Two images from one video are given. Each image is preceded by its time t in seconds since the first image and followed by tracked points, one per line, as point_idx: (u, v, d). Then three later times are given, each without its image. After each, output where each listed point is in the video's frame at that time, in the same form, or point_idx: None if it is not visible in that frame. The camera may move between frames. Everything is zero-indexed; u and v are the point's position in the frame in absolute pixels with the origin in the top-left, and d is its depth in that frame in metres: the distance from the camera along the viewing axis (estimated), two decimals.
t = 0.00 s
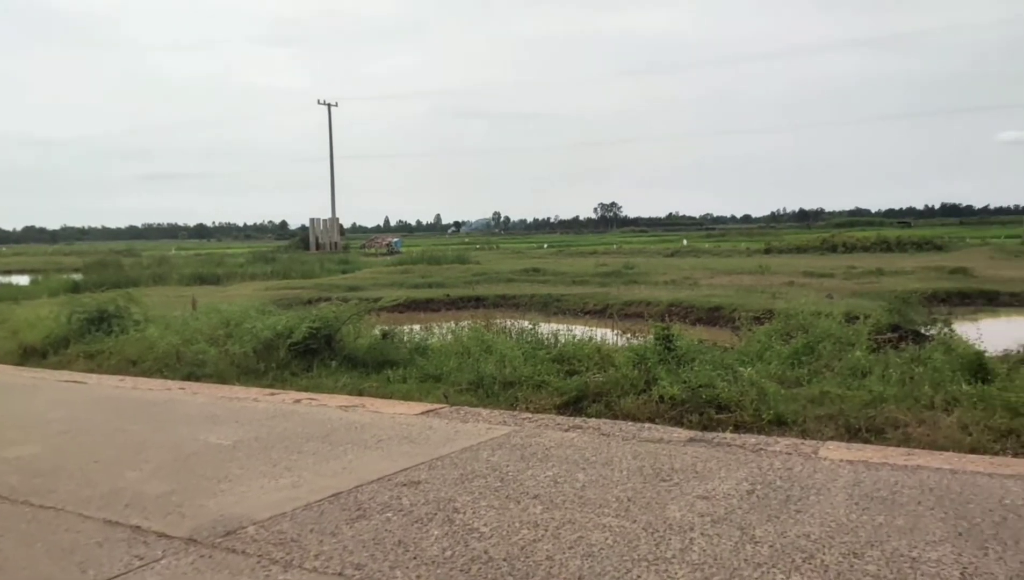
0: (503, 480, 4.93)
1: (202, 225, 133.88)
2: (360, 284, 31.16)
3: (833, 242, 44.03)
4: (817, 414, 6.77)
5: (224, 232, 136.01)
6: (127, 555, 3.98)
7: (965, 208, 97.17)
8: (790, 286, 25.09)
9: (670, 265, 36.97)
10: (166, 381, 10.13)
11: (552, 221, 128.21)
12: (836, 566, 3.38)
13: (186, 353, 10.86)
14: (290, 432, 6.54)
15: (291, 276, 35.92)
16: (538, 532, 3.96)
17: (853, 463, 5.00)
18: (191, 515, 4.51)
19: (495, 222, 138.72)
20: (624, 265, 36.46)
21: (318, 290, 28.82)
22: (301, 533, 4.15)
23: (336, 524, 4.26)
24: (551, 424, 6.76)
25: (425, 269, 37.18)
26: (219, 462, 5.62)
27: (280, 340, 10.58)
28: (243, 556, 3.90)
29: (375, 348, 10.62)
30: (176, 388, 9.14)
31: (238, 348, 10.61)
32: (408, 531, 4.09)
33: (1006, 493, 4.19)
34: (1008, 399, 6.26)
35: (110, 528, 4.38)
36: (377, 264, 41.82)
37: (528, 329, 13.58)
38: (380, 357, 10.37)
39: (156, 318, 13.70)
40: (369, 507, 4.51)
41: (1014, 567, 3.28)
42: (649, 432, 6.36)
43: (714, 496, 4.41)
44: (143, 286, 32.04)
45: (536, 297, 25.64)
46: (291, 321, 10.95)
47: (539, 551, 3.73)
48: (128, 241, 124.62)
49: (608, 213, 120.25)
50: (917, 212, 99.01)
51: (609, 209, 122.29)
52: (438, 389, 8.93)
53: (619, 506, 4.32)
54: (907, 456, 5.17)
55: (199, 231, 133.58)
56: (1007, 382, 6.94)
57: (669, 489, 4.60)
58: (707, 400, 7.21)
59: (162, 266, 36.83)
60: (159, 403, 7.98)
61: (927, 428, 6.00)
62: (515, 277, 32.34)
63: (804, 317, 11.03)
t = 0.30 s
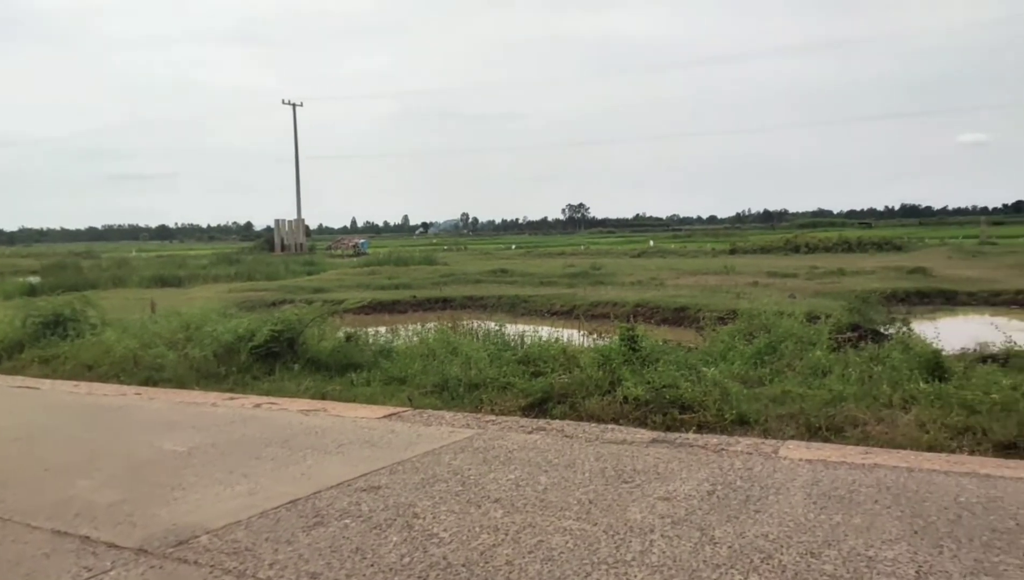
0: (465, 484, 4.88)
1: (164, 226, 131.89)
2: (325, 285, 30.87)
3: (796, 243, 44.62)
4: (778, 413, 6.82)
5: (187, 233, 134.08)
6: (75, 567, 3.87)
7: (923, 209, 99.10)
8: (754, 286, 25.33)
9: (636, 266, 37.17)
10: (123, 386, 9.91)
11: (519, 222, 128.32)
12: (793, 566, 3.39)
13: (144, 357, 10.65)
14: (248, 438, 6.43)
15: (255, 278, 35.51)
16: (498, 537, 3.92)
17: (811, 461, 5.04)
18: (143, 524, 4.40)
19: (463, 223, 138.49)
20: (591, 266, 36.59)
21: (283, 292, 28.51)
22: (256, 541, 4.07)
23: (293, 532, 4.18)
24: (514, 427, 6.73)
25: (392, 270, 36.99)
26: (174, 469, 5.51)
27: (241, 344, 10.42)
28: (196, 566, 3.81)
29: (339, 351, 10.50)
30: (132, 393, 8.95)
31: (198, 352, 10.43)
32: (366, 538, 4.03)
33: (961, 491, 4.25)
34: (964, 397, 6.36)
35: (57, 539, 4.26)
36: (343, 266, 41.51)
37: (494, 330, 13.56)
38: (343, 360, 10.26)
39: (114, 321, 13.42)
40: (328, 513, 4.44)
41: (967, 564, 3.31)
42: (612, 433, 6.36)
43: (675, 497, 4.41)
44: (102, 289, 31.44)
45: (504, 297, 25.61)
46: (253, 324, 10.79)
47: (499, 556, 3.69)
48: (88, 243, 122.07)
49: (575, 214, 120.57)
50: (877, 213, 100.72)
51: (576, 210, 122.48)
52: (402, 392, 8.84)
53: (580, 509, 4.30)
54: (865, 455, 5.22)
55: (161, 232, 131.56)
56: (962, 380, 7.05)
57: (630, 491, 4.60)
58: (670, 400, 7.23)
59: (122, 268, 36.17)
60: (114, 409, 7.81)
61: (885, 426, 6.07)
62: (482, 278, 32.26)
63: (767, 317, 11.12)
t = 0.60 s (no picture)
0: (421, 489, 4.85)
1: (119, 228, 129.29)
2: (285, 288, 30.50)
3: (755, 246, 45.24)
4: (734, 414, 6.88)
5: (143, 235, 131.59)
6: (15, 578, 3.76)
7: (877, 214, 101.24)
8: (713, 289, 25.59)
9: (598, 268, 37.38)
10: (72, 391, 9.67)
11: (481, 224, 128.27)
12: (745, 565, 3.43)
13: (95, 361, 10.41)
14: (200, 444, 6.32)
15: (212, 281, 34.96)
16: (454, 541, 3.90)
17: (764, 462, 5.10)
18: (88, 533, 4.29)
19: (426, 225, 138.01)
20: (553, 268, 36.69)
21: (241, 294, 28.11)
22: (205, 550, 3.99)
23: (244, 540, 4.11)
24: (472, 430, 6.71)
25: (352, 273, 36.69)
26: (123, 477, 5.38)
27: (196, 347, 10.24)
28: (142, 577, 3.73)
29: (297, 354, 10.37)
30: (82, 398, 8.74)
31: (151, 356, 10.22)
32: (318, 545, 3.98)
33: (909, 489, 4.33)
34: (914, 397, 6.49)
35: None
36: (302, 268, 41.08)
37: (455, 332, 13.51)
38: (301, 363, 10.14)
39: (64, 324, 13.09)
40: (280, 520, 4.38)
41: (913, 562, 3.37)
42: (570, 436, 6.37)
43: (630, 498, 4.43)
44: (53, 292, 30.67)
45: (465, 300, 25.56)
46: (208, 328, 10.62)
47: (453, 560, 3.67)
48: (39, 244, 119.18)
49: (537, 217, 120.81)
50: (833, 217, 102.63)
51: (538, 212, 122.72)
52: (360, 396, 8.76)
53: (537, 512, 4.29)
54: (817, 455, 5.29)
55: (116, 234, 128.97)
56: (912, 381, 7.20)
57: (586, 493, 4.60)
58: (629, 402, 7.26)
59: (74, 270, 35.37)
60: (62, 415, 7.62)
61: (837, 427, 6.16)
62: (443, 280, 32.17)
63: (726, 319, 11.25)
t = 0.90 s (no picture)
0: (366, 492, 4.81)
1: (57, 230, 125.50)
2: (230, 291, 29.96)
3: (701, 247, 45.97)
4: (679, 412, 6.98)
5: (82, 237, 127.96)
6: None
7: (819, 217, 103.65)
8: (661, 290, 25.91)
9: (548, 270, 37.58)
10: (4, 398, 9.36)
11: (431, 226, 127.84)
12: (685, 560, 3.48)
13: (28, 367, 10.09)
14: (138, 450, 6.17)
15: (155, 283, 34.17)
16: (398, 543, 3.88)
17: (706, 459, 5.18)
18: (19, 543, 4.16)
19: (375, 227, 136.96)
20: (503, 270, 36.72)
21: (184, 297, 27.52)
22: (142, 558, 3.91)
23: (182, 547, 4.03)
24: (420, 432, 6.68)
25: (299, 275, 36.24)
26: (56, 485, 5.23)
27: (135, 352, 10.00)
28: None
29: (241, 358, 10.21)
30: (13, 405, 8.46)
31: (88, 361, 9.95)
32: (260, 550, 3.92)
33: (844, 483, 4.45)
34: (851, 394, 6.67)
35: None
36: (248, 271, 40.41)
37: (403, 334, 13.43)
38: (245, 367, 9.98)
39: None
40: (220, 526, 4.31)
41: (847, 553, 3.46)
42: (517, 436, 6.39)
43: (575, 497, 4.46)
44: None
45: (415, 302, 25.43)
46: (148, 331, 10.38)
47: (397, 562, 3.65)
48: None
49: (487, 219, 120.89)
50: (777, 219, 104.82)
51: (488, 214, 122.69)
52: (306, 399, 8.66)
53: (482, 512, 4.29)
54: (758, 451, 5.40)
55: (53, 236, 125.21)
56: (850, 378, 7.39)
57: (532, 493, 4.63)
58: (576, 402, 7.31)
59: (9, 274, 34.21)
60: None
61: (777, 424, 6.30)
62: (393, 282, 31.97)
63: (672, 319, 11.40)
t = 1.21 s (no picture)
0: (298, 497, 4.76)
1: None
2: (158, 294, 29.14)
3: (636, 249, 46.65)
4: (613, 412, 7.07)
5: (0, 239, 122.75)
6: None
7: (750, 219, 106.20)
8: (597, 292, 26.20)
9: (486, 272, 37.60)
10: None
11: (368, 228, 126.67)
12: (616, 556, 3.54)
13: None
14: (59, 460, 5.97)
15: (78, 287, 32.98)
16: (331, 548, 3.86)
17: (639, 457, 5.27)
18: None
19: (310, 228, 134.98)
20: (440, 272, 36.61)
21: (109, 301, 26.64)
22: (64, 570, 3.79)
23: (106, 557, 3.92)
24: (355, 436, 6.63)
25: (231, 278, 35.45)
26: None
27: (55, 359, 9.66)
28: None
29: (169, 363, 9.96)
30: None
31: (5, 368, 9.57)
32: (188, 559, 3.84)
33: (768, 478, 4.59)
34: (777, 391, 6.87)
35: None
36: (177, 273, 39.35)
37: (338, 337, 13.29)
38: (173, 373, 9.73)
39: None
40: (146, 535, 4.21)
41: (771, 545, 3.58)
42: (453, 438, 6.39)
43: (510, 497, 4.49)
44: None
45: (351, 304, 25.15)
46: (70, 337, 10.04)
47: (330, 567, 3.62)
48: None
49: (425, 221, 120.42)
50: (709, 222, 107.03)
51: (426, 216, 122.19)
52: (237, 405, 8.49)
53: (417, 515, 4.29)
54: (688, 448, 5.52)
55: None
56: (777, 376, 7.62)
57: (467, 494, 4.64)
58: (513, 403, 7.35)
59: None
60: None
61: (708, 421, 6.45)
62: (328, 285, 31.57)
63: (607, 320, 11.56)
